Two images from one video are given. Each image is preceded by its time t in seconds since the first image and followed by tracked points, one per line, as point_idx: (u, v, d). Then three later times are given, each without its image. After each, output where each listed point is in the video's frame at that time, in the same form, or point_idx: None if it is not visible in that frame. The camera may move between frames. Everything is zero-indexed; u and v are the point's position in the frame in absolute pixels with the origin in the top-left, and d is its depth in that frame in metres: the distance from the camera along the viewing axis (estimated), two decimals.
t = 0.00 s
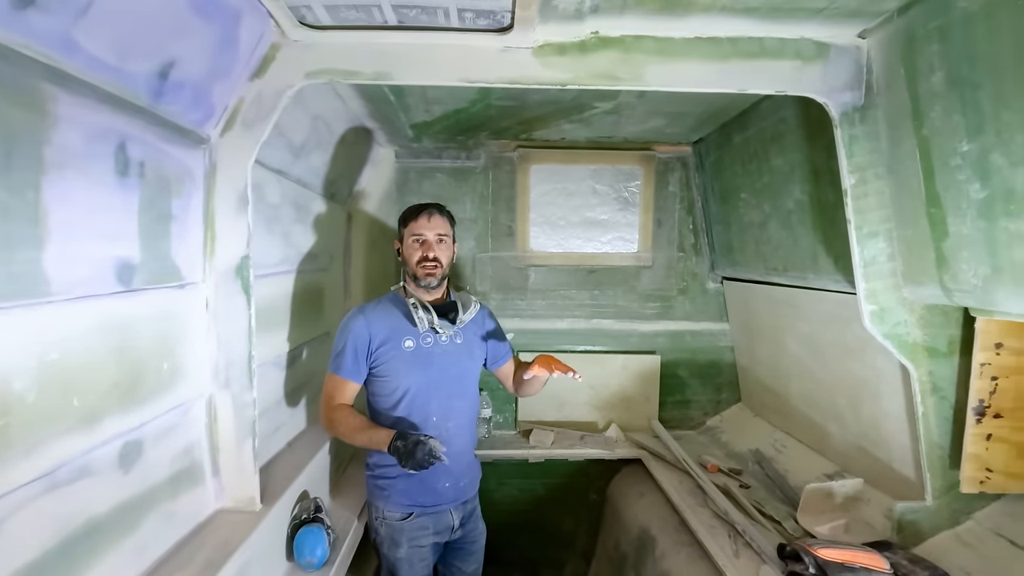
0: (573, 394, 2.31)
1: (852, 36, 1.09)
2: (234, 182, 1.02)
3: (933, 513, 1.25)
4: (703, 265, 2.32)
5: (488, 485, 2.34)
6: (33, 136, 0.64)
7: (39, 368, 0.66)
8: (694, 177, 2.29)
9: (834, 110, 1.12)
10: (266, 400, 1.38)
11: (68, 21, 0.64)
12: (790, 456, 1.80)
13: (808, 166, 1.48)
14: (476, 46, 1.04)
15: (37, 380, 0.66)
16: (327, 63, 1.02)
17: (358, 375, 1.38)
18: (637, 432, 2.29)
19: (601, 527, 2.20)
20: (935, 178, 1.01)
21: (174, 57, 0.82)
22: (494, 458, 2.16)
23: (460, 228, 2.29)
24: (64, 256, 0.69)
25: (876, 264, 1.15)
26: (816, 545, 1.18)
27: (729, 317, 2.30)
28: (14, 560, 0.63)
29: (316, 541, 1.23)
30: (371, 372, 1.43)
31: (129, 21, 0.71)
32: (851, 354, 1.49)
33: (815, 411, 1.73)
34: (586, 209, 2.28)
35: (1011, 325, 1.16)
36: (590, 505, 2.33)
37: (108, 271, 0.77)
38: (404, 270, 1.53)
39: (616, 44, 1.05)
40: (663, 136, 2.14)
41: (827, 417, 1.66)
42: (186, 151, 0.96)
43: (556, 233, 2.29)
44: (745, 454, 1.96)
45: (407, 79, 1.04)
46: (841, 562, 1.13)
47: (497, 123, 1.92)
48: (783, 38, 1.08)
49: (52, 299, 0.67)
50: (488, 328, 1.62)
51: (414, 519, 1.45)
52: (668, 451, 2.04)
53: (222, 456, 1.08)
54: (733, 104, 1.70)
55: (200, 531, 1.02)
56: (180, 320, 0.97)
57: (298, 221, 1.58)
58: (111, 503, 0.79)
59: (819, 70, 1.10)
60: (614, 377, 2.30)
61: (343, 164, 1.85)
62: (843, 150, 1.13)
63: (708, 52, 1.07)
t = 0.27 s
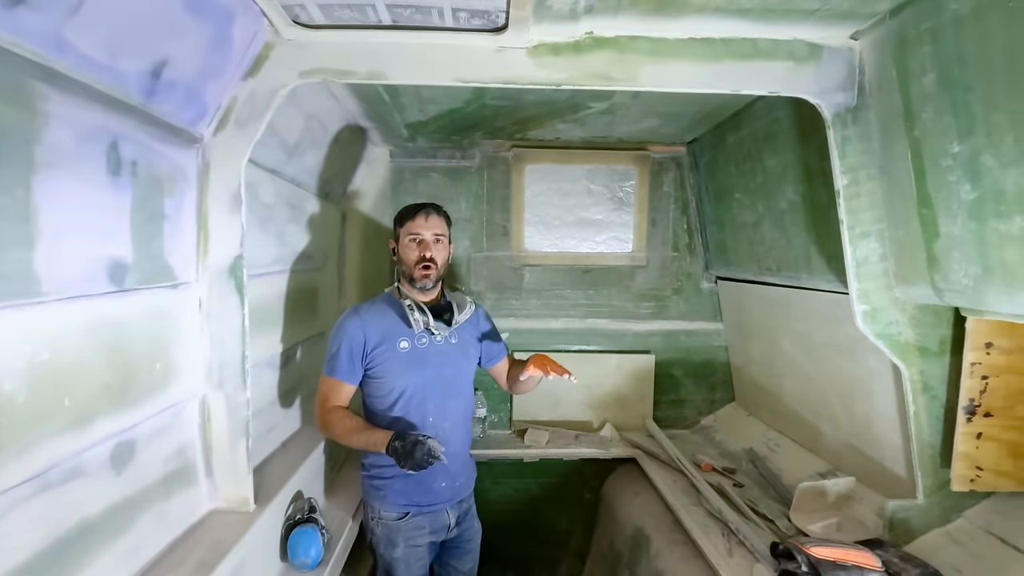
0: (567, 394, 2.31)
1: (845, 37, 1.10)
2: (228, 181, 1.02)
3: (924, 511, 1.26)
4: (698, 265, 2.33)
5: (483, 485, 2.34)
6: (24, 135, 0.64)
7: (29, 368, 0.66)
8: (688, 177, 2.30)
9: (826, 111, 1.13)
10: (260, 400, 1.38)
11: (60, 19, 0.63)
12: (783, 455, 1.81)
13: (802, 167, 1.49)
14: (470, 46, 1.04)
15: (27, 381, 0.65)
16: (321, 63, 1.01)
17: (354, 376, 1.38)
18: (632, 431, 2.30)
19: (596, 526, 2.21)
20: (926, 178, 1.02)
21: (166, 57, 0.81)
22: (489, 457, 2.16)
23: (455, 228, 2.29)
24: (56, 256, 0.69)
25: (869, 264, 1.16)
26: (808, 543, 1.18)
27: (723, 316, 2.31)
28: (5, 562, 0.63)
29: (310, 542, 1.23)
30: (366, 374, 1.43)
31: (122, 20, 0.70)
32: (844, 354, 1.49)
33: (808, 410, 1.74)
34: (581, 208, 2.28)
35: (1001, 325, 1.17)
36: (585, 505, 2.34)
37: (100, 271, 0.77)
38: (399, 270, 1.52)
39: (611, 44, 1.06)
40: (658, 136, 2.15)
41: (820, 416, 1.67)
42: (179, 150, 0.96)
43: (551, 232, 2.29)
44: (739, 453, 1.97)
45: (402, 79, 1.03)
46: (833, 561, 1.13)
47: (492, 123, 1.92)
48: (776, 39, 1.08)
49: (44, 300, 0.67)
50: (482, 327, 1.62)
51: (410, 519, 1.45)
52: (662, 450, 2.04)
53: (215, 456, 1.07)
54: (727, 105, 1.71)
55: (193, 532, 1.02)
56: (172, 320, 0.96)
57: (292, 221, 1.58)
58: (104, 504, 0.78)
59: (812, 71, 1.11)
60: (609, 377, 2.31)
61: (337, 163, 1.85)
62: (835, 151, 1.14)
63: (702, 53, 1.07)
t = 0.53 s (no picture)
0: (558, 392, 2.31)
1: (833, 38, 1.11)
2: (215, 179, 1.01)
3: (910, 508, 1.28)
4: (688, 264, 2.34)
5: (474, 484, 2.34)
6: (5, 131, 0.63)
7: (10, 368, 0.65)
8: (678, 177, 2.31)
9: (815, 112, 1.14)
10: (248, 400, 1.36)
11: (41, 14, 0.62)
12: (772, 453, 1.82)
13: (790, 167, 1.49)
14: (460, 44, 1.03)
15: (8, 381, 0.64)
16: (310, 60, 1.01)
17: (344, 376, 1.37)
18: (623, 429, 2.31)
19: (587, 524, 2.22)
20: (912, 178, 1.03)
21: (152, 53, 0.80)
22: (480, 456, 2.16)
23: (446, 227, 2.28)
24: (38, 254, 0.68)
25: (856, 263, 1.17)
26: (796, 540, 1.19)
27: (713, 315, 2.32)
28: None
29: (299, 542, 1.22)
30: (357, 374, 1.42)
31: (105, 14, 0.69)
32: (832, 352, 1.51)
33: (797, 408, 1.75)
34: (572, 207, 2.28)
35: (985, 323, 1.18)
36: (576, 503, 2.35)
37: (84, 270, 0.76)
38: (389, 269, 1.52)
39: (601, 44, 1.06)
40: (648, 135, 2.15)
41: (809, 414, 1.68)
42: (165, 147, 0.95)
43: (542, 231, 2.29)
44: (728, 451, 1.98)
45: (391, 76, 1.03)
46: (820, 557, 1.14)
47: (483, 121, 1.92)
48: (765, 39, 1.09)
49: (26, 299, 0.66)
50: (473, 326, 1.62)
51: (400, 518, 1.44)
52: (652, 448, 2.05)
53: (203, 457, 1.06)
54: (717, 104, 1.72)
55: (180, 533, 1.01)
56: (159, 320, 0.95)
57: (281, 219, 1.56)
58: (88, 506, 0.77)
59: (800, 72, 1.11)
60: (600, 375, 2.31)
61: (327, 161, 1.84)
62: (823, 151, 1.15)
63: (691, 53, 1.08)
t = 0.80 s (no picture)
0: (546, 391, 2.31)
1: (817, 40, 1.12)
2: (197, 176, 1.00)
3: (891, 503, 1.29)
4: (674, 263, 2.35)
5: (461, 483, 2.34)
6: None
7: None
8: (665, 176, 2.32)
9: (799, 112, 1.15)
10: (232, 400, 1.35)
11: (15, 6, 0.61)
12: (757, 450, 1.84)
13: (775, 166, 1.51)
14: (447, 42, 1.03)
15: None
16: (294, 56, 0.99)
17: (331, 376, 1.36)
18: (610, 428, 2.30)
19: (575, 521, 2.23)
20: (894, 179, 1.04)
21: (132, 47, 0.79)
22: (467, 455, 2.15)
23: (433, 225, 2.28)
24: (12, 253, 0.66)
25: (839, 262, 1.18)
26: (780, 537, 1.20)
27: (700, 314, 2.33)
28: None
29: (284, 543, 1.21)
30: (344, 373, 1.41)
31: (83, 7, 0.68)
32: (816, 350, 1.52)
33: (781, 406, 1.77)
34: (559, 206, 2.29)
35: (964, 321, 1.20)
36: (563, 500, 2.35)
37: (61, 269, 0.74)
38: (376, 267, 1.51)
39: (588, 42, 1.06)
40: (635, 135, 2.16)
41: (793, 412, 1.70)
42: (145, 143, 0.93)
43: (530, 230, 2.29)
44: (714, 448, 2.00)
45: (377, 74, 1.02)
46: (804, 553, 1.15)
47: (470, 120, 1.91)
48: (751, 40, 1.09)
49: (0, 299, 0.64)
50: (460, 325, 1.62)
51: (387, 518, 1.44)
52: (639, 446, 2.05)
53: (185, 458, 1.05)
54: (703, 104, 1.73)
55: (161, 536, 0.99)
56: (139, 319, 0.94)
57: (266, 217, 1.55)
58: (65, 509, 0.76)
59: (785, 72, 1.12)
60: (587, 374, 2.32)
61: (312, 159, 1.82)
62: (807, 151, 1.16)
63: (677, 52, 1.08)
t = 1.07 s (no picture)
0: (535, 390, 2.32)
1: (804, 41, 1.13)
2: (182, 174, 0.98)
3: (875, 499, 1.31)
4: (663, 262, 2.36)
5: (450, 482, 2.34)
6: None
7: None
8: (654, 176, 2.33)
9: (786, 113, 1.16)
10: (218, 400, 1.33)
11: None
12: (743, 447, 1.85)
13: (762, 166, 1.52)
14: (435, 39, 1.02)
15: None
16: (281, 52, 0.98)
17: (319, 375, 1.35)
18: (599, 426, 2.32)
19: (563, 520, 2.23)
20: (878, 179, 1.06)
21: (115, 42, 0.78)
22: (457, 454, 2.15)
23: (422, 224, 2.27)
24: None
25: (825, 261, 1.19)
26: (766, 533, 1.21)
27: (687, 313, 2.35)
28: None
29: (271, 544, 1.20)
30: (332, 372, 1.40)
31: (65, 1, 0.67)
32: (801, 348, 1.54)
33: (767, 403, 1.78)
34: (548, 205, 2.29)
35: (946, 319, 1.22)
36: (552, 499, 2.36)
37: (42, 267, 0.73)
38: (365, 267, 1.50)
39: (577, 41, 1.06)
40: (624, 134, 2.17)
41: (779, 409, 1.72)
42: (129, 140, 0.92)
43: (519, 229, 2.29)
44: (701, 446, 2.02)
45: (365, 71, 1.02)
46: (789, 549, 1.16)
47: (459, 118, 1.91)
48: (738, 40, 1.10)
49: None
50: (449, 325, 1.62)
51: (376, 519, 1.43)
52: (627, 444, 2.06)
53: (170, 458, 1.04)
54: (692, 104, 1.74)
55: (146, 537, 0.98)
56: (123, 318, 0.93)
57: (252, 215, 1.53)
58: (48, 510, 0.75)
59: (771, 73, 1.13)
60: (576, 372, 2.33)
61: (300, 157, 1.81)
62: (794, 151, 1.17)
63: (666, 52, 1.08)
